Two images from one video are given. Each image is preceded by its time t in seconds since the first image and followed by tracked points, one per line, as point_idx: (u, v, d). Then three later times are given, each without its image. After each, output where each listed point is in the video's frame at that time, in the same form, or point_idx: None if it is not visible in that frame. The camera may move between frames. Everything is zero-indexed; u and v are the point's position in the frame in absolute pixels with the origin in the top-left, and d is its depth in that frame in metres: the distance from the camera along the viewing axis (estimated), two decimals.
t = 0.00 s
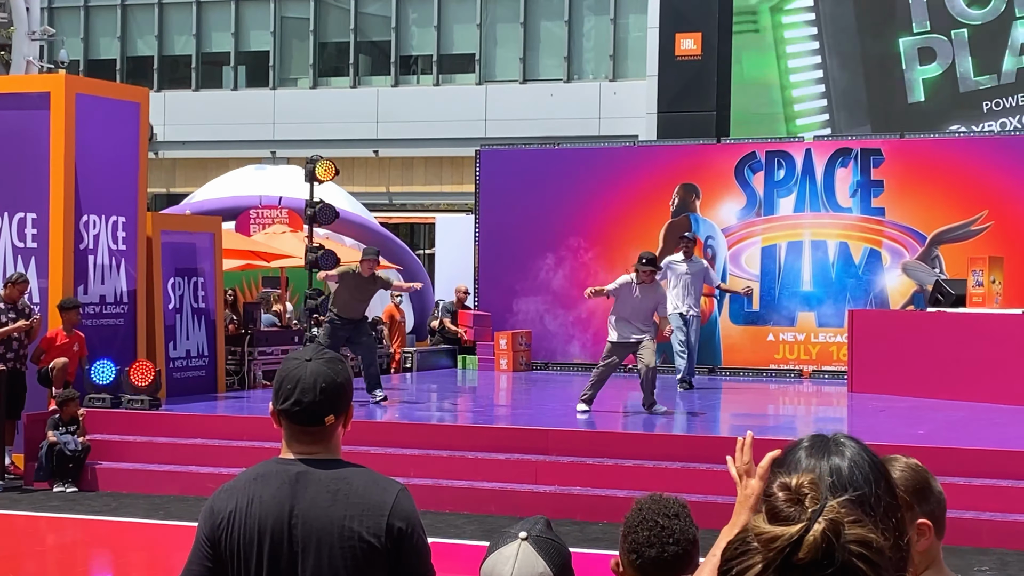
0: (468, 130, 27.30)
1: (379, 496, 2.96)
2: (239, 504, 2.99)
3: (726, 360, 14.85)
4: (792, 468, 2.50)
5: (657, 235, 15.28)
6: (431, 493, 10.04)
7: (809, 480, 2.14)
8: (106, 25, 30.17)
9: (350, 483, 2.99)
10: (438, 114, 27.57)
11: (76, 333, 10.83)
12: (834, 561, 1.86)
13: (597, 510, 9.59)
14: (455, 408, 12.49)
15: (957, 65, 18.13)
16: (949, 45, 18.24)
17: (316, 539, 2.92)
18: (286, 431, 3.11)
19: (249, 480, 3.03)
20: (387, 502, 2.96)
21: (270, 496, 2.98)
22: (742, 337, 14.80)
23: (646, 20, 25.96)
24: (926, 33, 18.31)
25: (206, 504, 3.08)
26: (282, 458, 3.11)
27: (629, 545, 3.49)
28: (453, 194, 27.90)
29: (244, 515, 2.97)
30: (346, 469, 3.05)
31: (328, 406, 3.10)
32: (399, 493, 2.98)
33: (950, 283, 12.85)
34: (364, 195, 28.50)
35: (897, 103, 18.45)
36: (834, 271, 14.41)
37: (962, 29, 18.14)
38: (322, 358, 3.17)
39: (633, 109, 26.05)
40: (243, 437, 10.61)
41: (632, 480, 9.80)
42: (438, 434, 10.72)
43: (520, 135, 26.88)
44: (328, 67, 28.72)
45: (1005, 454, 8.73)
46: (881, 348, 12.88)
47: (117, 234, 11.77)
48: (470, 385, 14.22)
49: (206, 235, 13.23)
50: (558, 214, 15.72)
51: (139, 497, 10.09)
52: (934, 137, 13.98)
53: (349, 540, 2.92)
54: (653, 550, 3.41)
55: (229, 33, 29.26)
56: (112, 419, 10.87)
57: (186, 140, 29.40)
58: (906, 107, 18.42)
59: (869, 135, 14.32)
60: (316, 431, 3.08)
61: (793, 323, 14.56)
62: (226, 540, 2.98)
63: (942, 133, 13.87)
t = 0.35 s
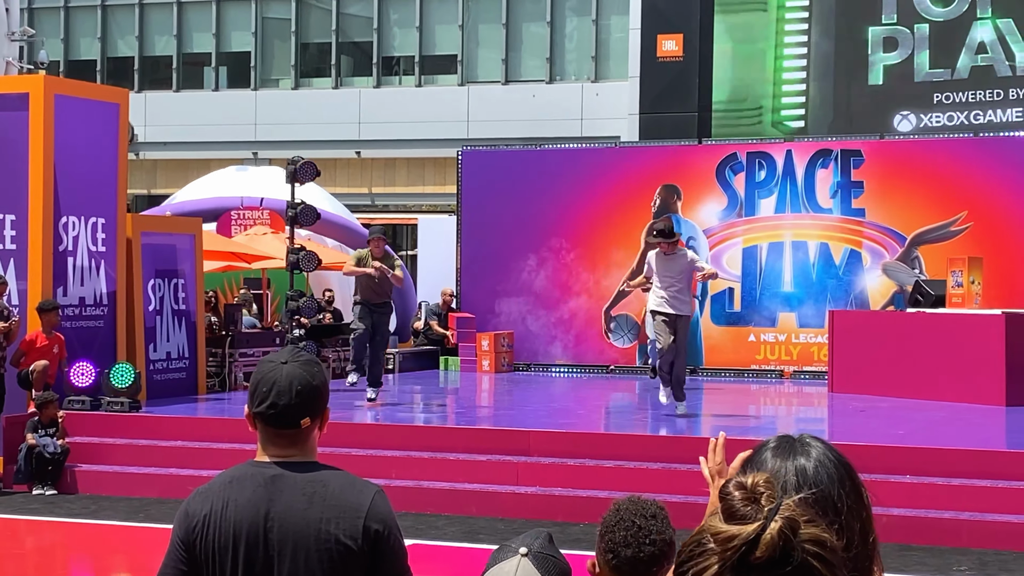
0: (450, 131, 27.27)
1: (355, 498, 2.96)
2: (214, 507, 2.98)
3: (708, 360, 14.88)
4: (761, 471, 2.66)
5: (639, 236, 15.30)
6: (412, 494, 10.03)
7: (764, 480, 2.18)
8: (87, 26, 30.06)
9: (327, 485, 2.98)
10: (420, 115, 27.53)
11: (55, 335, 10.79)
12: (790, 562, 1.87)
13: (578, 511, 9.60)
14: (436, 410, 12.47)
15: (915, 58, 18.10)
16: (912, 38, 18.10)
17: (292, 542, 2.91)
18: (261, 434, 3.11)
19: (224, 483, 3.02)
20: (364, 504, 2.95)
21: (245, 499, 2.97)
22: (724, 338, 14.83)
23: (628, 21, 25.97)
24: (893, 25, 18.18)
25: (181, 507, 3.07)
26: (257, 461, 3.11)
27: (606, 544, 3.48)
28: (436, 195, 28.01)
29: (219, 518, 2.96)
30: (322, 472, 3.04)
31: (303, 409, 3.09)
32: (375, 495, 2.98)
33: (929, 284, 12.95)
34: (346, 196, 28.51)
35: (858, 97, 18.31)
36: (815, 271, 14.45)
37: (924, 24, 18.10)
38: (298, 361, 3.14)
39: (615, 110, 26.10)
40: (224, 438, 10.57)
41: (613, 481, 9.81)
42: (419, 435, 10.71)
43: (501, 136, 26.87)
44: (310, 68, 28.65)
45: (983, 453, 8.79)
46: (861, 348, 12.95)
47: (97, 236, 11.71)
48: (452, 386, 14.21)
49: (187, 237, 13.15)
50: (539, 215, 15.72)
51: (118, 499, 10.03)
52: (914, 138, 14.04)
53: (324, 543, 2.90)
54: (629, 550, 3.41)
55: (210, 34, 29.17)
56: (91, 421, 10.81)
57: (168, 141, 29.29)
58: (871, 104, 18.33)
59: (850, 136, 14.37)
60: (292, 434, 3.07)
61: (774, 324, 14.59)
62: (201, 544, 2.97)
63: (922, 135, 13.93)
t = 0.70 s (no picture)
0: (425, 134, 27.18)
1: (315, 505, 2.95)
2: (172, 515, 2.97)
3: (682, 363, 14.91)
4: (710, 478, 2.69)
5: (613, 240, 15.31)
6: (384, 499, 10.00)
7: (699, 487, 2.17)
8: (59, 28, 29.91)
9: (286, 493, 2.97)
10: (395, 118, 27.46)
11: (25, 339, 10.74)
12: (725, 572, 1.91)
13: (549, 515, 9.59)
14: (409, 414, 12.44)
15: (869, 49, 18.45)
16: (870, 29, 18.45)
17: (252, 549, 2.90)
18: (220, 442, 3.08)
19: (182, 491, 3.01)
20: (324, 511, 2.94)
21: (204, 507, 2.96)
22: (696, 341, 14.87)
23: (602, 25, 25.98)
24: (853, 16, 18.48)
25: (140, 513, 3.05)
26: (216, 469, 3.09)
27: (562, 555, 2.87)
28: (410, 198, 27.91)
29: (178, 526, 2.95)
30: (281, 479, 3.02)
31: (262, 417, 3.06)
32: (336, 502, 2.97)
33: (899, 287, 12.97)
34: (321, 199, 28.44)
35: (815, 97, 18.75)
36: (787, 275, 14.50)
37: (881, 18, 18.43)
38: (257, 368, 3.10)
39: (590, 113, 26.09)
40: (195, 443, 10.52)
41: (585, 484, 9.81)
42: (391, 439, 10.69)
43: (476, 139, 26.84)
44: (284, 71, 28.52)
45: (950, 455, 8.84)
46: (833, 351, 13.01)
47: (67, 240, 11.65)
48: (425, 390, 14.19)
49: (157, 240, 13.03)
50: (513, 218, 15.72)
51: (88, 504, 9.96)
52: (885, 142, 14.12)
53: (284, 550, 2.90)
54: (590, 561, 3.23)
55: (183, 36, 29.04)
56: (62, 426, 10.76)
57: (141, 143, 29.12)
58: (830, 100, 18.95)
59: (821, 140, 14.44)
60: (251, 442, 3.05)
61: (747, 327, 14.63)
62: (159, 552, 2.96)
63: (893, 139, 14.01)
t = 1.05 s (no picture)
0: (395, 140, 27.08)
1: (261, 522, 2.92)
2: (116, 533, 2.92)
3: (650, 370, 14.92)
4: (647, 501, 2.68)
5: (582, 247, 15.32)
6: (349, 508, 9.94)
7: (623, 517, 2.17)
8: (27, 32, 29.74)
9: (232, 510, 2.94)
10: (365, 124, 27.35)
11: None
12: None
13: (515, 524, 9.56)
14: (375, 421, 12.37)
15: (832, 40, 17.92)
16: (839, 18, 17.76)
17: (197, 568, 2.86)
18: (164, 461, 3.03)
19: (126, 509, 2.96)
20: (270, 529, 2.92)
21: (148, 525, 2.91)
22: (665, 348, 14.89)
23: (573, 31, 25.96)
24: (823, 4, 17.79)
25: (82, 535, 2.98)
26: (159, 488, 3.04)
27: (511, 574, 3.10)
28: (381, 204, 27.81)
29: (121, 545, 2.90)
30: (227, 498, 2.99)
31: (206, 435, 3.03)
32: (282, 520, 2.94)
33: (867, 294, 13.07)
34: (290, 204, 28.34)
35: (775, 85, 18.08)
36: (755, 282, 14.53)
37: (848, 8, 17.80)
38: (201, 386, 3.06)
39: (560, 120, 26.08)
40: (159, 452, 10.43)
41: (550, 493, 9.78)
42: (357, 448, 10.64)
43: (447, 145, 26.77)
44: (254, 76, 28.44)
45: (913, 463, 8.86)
46: (800, 358, 13.06)
47: (30, 247, 11.56)
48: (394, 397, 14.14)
49: (123, 247, 12.86)
50: (482, 225, 15.71)
51: (50, 514, 9.86)
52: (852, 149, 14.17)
53: (230, 569, 2.86)
54: None
55: (152, 41, 28.93)
56: (24, 435, 10.67)
57: (109, 149, 28.94)
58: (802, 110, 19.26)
59: (789, 147, 14.47)
60: (195, 460, 3.01)
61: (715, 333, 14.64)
62: (102, 570, 2.91)
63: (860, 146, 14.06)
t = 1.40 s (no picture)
0: (366, 145, 27.02)
1: (206, 539, 2.87)
2: (60, 549, 2.87)
3: (620, 377, 14.91)
4: (581, 520, 2.62)
5: (552, 253, 15.31)
6: (314, 516, 9.87)
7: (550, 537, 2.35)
8: None
9: (177, 526, 2.90)
10: (336, 129, 27.26)
11: None
12: None
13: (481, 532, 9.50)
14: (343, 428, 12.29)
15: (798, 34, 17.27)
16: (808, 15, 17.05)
17: None
18: (110, 474, 2.99)
19: (70, 525, 2.91)
20: (215, 545, 2.87)
21: (93, 541, 2.87)
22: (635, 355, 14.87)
23: (544, 36, 25.96)
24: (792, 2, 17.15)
25: (28, 551, 2.93)
26: (105, 502, 3.00)
27: None
28: (353, 210, 27.78)
29: (65, 561, 2.85)
30: (173, 513, 2.95)
31: (153, 449, 2.98)
32: (228, 536, 2.89)
33: (835, 301, 13.05)
34: (260, 210, 28.29)
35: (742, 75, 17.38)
36: (725, 288, 14.55)
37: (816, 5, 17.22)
38: (147, 400, 3.01)
39: (532, 125, 26.07)
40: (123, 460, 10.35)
41: (516, 501, 9.73)
42: (323, 456, 10.58)
43: (418, 151, 26.72)
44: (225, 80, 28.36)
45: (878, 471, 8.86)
46: (768, 365, 13.07)
47: None
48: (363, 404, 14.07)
49: (88, 254, 12.66)
50: (450, 232, 15.67)
51: (12, 523, 9.76)
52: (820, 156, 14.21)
53: None
54: None
55: (122, 45, 28.82)
56: None
57: (79, 154, 28.77)
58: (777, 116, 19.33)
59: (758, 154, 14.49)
60: (141, 474, 2.97)
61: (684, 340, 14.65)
62: None
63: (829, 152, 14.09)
